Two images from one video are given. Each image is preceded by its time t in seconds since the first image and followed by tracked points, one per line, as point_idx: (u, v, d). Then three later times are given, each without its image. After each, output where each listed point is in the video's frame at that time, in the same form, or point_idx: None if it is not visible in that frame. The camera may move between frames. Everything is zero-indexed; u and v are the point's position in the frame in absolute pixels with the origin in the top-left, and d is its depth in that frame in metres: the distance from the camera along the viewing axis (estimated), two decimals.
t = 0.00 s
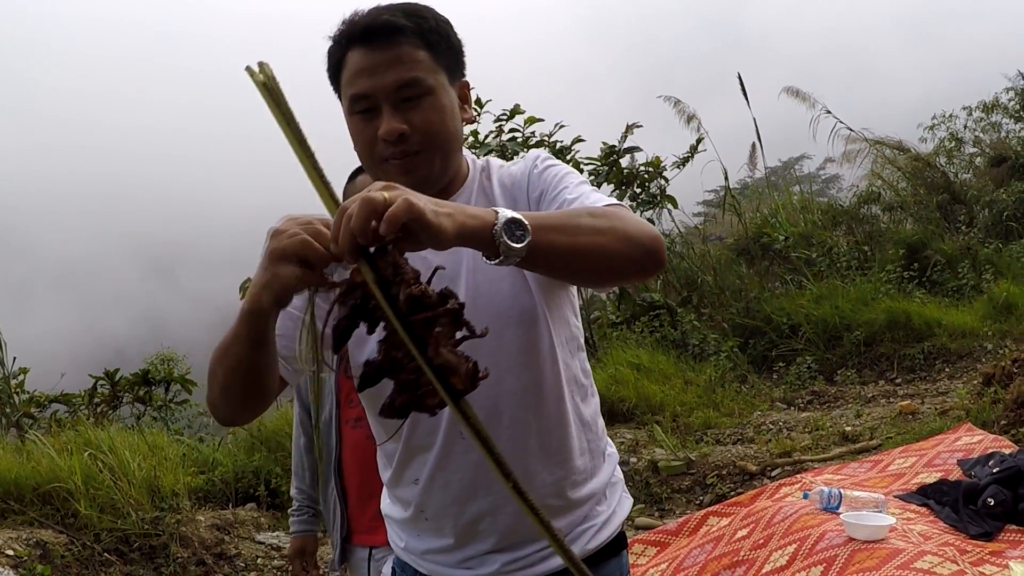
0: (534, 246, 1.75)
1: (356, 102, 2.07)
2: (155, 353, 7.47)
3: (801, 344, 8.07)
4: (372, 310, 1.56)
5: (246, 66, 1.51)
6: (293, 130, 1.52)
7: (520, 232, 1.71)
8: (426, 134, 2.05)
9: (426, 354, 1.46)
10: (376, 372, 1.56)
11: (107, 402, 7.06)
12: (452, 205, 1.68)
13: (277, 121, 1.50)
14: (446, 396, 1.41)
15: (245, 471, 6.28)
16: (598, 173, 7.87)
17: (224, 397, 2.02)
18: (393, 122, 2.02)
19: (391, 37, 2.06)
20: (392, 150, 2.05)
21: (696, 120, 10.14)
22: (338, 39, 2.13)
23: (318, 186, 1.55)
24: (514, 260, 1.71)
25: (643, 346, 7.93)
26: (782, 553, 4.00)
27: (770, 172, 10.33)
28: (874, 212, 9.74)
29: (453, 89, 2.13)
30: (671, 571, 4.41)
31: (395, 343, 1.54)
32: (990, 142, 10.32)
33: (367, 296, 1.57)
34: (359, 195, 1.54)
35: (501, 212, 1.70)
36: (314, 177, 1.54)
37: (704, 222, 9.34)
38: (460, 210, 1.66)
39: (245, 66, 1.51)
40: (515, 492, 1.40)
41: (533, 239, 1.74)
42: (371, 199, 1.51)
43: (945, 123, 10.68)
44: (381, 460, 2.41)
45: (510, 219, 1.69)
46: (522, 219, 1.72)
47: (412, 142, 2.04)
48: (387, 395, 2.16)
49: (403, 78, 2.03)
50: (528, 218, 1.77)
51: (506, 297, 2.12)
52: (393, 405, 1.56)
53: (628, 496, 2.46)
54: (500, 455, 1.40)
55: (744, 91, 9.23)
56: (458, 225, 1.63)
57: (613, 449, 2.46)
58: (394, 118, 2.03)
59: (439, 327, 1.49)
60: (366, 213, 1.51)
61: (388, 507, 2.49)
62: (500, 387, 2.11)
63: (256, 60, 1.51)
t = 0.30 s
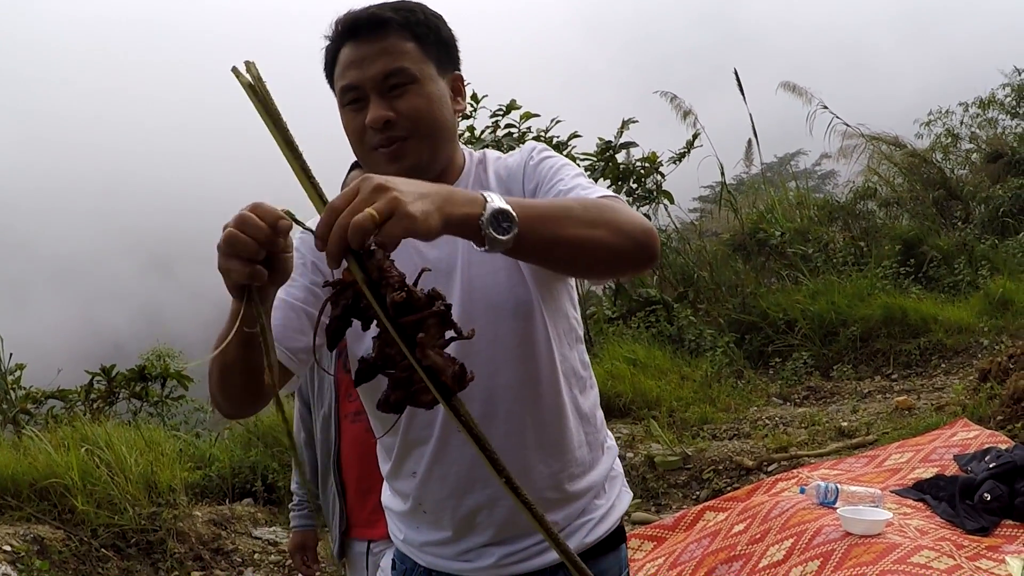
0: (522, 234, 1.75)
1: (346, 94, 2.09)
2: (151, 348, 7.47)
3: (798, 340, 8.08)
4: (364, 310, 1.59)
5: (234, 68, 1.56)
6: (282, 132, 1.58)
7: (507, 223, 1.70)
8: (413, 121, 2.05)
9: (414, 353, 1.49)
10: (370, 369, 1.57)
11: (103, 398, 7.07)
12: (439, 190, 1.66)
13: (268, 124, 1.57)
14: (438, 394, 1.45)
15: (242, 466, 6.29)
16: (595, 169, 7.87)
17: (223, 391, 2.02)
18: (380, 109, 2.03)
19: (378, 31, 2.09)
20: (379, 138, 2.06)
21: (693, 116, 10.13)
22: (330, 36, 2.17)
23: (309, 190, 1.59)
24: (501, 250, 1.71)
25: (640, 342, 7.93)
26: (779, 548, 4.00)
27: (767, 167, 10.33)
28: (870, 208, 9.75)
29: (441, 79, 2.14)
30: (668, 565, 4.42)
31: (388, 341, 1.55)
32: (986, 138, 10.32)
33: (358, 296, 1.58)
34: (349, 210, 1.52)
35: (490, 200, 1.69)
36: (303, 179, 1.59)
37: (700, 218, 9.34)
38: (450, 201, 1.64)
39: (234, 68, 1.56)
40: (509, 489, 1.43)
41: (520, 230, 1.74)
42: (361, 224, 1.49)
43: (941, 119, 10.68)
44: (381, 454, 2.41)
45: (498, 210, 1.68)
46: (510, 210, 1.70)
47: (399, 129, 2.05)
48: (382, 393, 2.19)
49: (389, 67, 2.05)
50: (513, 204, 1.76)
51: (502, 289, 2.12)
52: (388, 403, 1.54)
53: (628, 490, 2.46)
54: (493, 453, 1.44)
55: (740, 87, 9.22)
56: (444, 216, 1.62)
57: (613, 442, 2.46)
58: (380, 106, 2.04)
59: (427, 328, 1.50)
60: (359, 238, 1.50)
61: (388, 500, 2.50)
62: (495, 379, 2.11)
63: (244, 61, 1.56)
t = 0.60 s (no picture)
0: (519, 226, 1.75)
1: (347, 94, 2.09)
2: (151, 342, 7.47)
3: (799, 335, 8.08)
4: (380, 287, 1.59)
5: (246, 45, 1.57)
6: (294, 109, 1.57)
7: (505, 214, 1.69)
8: (416, 118, 2.05)
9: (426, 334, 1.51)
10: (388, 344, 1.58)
11: (104, 391, 7.08)
12: (440, 180, 1.66)
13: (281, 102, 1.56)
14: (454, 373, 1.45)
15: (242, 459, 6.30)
16: (596, 164, 7.85)
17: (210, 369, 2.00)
18: (382, 107, 2.03)
19: (375, 28, 2.07)
20: (384, 136, 2.06)
21: (695, 111, 10.11)
22: (327, 36, 2.16)
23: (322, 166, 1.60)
24: (498, 240, 1.69)
25: (641, 336, 7.94)
26: (781, 543, 4.00)
27: (769, 163, 10.30)
28: (872, 204, 9.75)
29: (440, 73, 2.13)
30: (669, 561, 4.41)
31: (405, 317, 1.55)
32: (989, 134, 10.29)
33: (374, 274, 1.59)
34: (357, 192, 1.53)
35: (489, 190, 1.69)
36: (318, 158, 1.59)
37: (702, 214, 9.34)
38: (450, 192, 1.64)
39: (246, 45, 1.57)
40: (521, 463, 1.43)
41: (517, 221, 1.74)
42: (371, 209, 1.50)
43: (944, 115, 10.64)
44: (386, 447, 2.42)
45: (496, 201, 1.67)
46: (508, 200, 1.69)
47: (403, 127, 2.05)
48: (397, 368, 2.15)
49: (388, 65, 2.04)
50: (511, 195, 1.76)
51: (507, 282, 2.12)
52: (405, 376, 1.56)
53: (634, 483, 2.45)
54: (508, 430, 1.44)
55: (742, 83, 9.19)
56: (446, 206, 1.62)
57: (618, 435, 2.45)
58: (382, 104, 2.04)
59: (440, 309, 1.52)
60: (371, 221, 1.52)
61: (394, 493, 2.50)
62: (501, 372, 2.11)
63: (255, 38, 1.55)
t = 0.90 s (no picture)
0: (522, 221, 1.75)
1: (347, 87, 2.08)
2: (155, 334, 7.47)
3: (802, 330, 8.08)
4: (373, 290, 1.56)
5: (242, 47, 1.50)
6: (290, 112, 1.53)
7: (508, 209, 1.68)
8: (415, 110, 2.05)
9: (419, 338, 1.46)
10: (380, 349, 1.53)
11: (108, 383, 7.08)
12: (442, 170, 1.64)
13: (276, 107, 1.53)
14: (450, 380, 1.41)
15: (245, 452, 6.29)
16: (600, 157, 7.84)
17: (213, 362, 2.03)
18: (381, 100, 2.02)
19: (374, 20, 2.07)
20: (383, 128, 2.05)
21: (699, 106, 10.10)
22: (327, 29, 2.16)
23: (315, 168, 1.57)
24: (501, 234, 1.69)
25: (644, 331, 7.95)
26: (783, 538, 4.00)
27: (773, 158, 10.28)
28: (876, 199, 9.75)
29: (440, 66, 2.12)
30: (671, 555, 4.42)
31: (398, 321, 1.52)
32: (993, 130, 10.27)
33: (367, 277, 1.55)
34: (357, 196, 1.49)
35: (493, 183, 1.68)
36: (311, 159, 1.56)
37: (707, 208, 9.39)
38: (450, 188, 1.63)
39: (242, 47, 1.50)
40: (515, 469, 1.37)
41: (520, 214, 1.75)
42: (371, 213, 1.47)
43: (949, 111, 10.62)
44: (387, 439, 2.41)
45: (500, 195, 1.66)
46: (511, 195, 1.69)
47: (402, 119, 2.04)
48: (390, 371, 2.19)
49: (388, 58, 2.03)
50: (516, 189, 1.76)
51: (506, 272, 2.11)
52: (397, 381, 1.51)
53: (636, 478, 2.43)
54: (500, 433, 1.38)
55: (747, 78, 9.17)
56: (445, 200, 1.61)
57: (621, 428, 2.44)
58: (382, 96, 2.03)
59: (432, 312, 1.48)
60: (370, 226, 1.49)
61: (395, 486, 2.50)
62: (501, 363, 2.11)
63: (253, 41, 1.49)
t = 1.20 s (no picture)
0: (510, 211, 1.73)
1: (340, 77, 2.08)
2: (155, 328, 7.46)
3: (803, 325, 8.09)
4: (369, 283, 1.47)
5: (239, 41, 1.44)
6: (286, 103, 1.49)
7: (497, 199, 1.68)
8: (408, 100, 2.04)
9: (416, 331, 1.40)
10: (376, 342, 1.44)
11: (108, 376, 7.07)
12: (433, 160, 1.63)
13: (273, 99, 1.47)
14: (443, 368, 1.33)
15: (245, 446, 6.30)
16: (601, 151, 7.83)
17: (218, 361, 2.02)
18: (374, 89, 2.02)
19: (368, 10, 2.06)
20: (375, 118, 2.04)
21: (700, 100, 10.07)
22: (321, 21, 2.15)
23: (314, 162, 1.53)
24: (489, 224, 1.69)
25: (644, 325, 7.96)
26: (782, 532, 4.00)
27: (773, 152, 10.27)
28: (877, 193, 9.76)
29: (434, 57, 2.11)
30: (671, 549, 4.42)
31: (394, 312, 1.44)
32: (994, 125, 10.27)
33: (364, 269, 1.48)
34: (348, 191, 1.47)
35: (483, 171, 1.68)
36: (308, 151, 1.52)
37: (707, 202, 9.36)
38: (439, 178, 1.61)
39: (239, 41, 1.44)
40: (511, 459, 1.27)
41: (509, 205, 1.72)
42: (362, 209, 1.45)
43: (949, 106, 10.60)
44: (384, 433, 2.41)
45: (488, 185, 1.65)
46: (500, 184, 1.68)
47: (394, 109, 2.03)
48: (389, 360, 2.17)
49: (381, 47, 2.02)
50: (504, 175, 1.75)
51: (503, 263, 2.11)
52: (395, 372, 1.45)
53: (634, 471, 2.42)
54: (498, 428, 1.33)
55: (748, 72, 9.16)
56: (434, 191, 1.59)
57: (619, 421, 2.43)
58: (374, 86, 2.02)
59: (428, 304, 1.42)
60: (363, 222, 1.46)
61: (393, 479, 2.50)
62: (497, 354, 2.10)
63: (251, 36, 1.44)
